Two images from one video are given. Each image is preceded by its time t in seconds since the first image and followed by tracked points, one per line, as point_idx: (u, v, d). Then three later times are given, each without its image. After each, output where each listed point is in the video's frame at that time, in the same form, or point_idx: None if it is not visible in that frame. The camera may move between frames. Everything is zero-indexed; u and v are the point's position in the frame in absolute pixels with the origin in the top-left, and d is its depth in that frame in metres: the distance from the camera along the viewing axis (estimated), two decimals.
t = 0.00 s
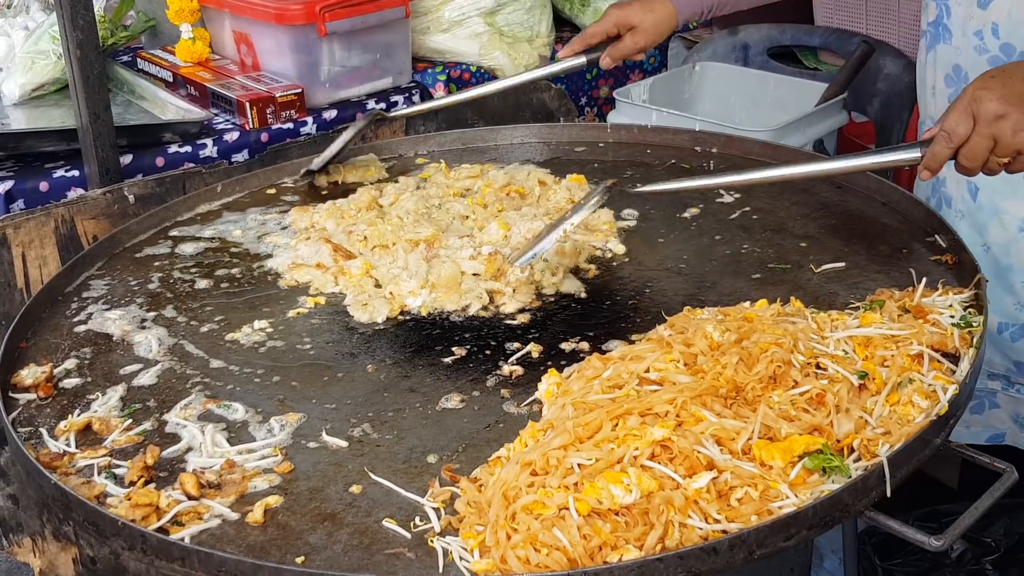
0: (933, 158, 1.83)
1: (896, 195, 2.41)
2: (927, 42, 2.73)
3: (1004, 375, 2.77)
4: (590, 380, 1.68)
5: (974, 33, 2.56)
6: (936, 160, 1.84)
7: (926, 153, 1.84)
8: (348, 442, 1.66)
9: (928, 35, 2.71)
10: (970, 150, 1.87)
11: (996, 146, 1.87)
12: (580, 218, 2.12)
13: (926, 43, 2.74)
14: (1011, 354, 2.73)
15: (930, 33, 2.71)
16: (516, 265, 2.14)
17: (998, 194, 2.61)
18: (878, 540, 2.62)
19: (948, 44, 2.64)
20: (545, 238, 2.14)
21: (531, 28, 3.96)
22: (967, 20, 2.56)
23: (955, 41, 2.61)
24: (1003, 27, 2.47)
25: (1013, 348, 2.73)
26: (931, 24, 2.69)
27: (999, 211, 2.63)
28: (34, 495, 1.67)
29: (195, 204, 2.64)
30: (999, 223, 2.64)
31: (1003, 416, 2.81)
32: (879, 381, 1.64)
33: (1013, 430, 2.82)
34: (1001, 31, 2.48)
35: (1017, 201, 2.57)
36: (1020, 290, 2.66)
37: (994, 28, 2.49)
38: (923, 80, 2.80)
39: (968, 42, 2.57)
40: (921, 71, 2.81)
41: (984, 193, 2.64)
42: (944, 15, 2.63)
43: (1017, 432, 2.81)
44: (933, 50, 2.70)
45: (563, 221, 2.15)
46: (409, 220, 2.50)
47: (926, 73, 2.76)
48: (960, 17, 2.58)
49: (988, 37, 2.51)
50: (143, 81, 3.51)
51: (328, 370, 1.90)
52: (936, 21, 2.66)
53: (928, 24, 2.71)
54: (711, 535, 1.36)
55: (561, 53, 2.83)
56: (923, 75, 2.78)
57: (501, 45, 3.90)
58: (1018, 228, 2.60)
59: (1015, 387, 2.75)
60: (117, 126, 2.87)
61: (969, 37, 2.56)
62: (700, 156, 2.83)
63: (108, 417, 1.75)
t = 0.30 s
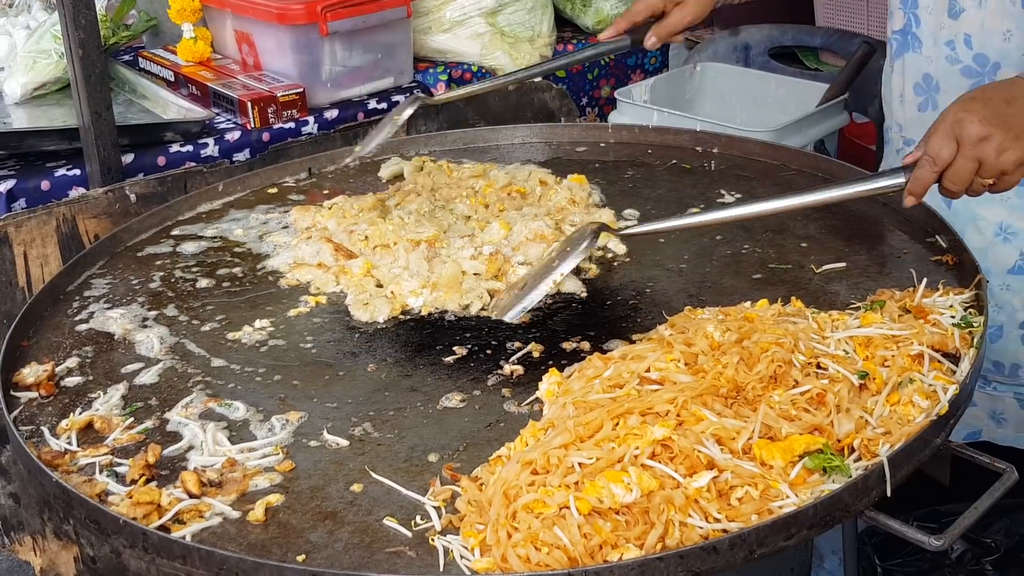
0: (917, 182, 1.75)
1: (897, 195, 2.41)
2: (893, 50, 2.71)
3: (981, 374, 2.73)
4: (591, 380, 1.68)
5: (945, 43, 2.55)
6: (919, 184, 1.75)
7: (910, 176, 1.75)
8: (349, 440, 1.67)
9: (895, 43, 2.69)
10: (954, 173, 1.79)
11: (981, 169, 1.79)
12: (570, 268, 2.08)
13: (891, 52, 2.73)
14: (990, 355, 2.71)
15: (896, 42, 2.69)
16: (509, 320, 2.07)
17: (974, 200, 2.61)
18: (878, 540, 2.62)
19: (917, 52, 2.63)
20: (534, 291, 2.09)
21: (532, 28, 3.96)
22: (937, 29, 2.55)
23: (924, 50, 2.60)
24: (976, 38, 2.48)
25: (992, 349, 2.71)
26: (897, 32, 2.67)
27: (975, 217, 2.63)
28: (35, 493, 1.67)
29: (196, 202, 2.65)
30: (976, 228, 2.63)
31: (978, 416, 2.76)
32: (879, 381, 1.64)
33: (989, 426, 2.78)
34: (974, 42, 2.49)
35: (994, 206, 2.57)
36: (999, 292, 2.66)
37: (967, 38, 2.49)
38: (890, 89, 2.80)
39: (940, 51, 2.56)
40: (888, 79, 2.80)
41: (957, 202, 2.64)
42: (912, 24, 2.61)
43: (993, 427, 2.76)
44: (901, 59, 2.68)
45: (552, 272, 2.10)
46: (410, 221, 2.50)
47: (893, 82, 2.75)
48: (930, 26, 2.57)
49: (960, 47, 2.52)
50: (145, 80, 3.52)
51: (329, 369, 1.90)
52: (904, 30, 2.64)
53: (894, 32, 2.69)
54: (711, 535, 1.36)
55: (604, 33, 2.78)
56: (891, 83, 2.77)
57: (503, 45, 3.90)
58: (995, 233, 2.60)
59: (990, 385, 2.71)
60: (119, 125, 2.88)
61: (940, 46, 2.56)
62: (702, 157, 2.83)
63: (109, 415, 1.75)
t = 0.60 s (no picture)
0: (849, 190, 1.77)
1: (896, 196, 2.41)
2: (873, 49, 2.72)
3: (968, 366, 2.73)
4: (591, 379, 1.68)
5: (923, 43, 2.56)
6: (851, 191, 1.77)
7: (843, 184, 1.77)
8: (349, 440, 1.67)
9: (875, 43, 2.70)
10: (882, 181, 1.77)
11: (909, 176, 1.75)
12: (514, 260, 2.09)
13: (871, 52, 2.74)
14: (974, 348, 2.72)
15: (878, 42, 2.70)
16: (454, 307, 2.13)
17: (957, 196, 2.61)
18: (877, 539, 2.62)
19: (896, 52, 2.64)
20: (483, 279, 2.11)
21: (532, 27, 3.96)
22: (916, 30, 2.56)
23: (903, 49, 2.61)
24: (953, 39, 2.48)
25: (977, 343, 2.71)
26: (877, 33, 2.68)
27: (960, 212, 2.63)
28: (35, 492, 1.67)
29: (197, 202, 2.65)
30: (960, 224, 2.64)
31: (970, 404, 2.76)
32: (879, 380, 1.64)
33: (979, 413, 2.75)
34: (952, 42, 2.49)
35: (977, 202, 2.58)
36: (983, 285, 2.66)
37: (945, 39, 2.49)
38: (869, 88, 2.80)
39: (918, 51, 2.57)
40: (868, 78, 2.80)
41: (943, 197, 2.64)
42: (891, 24, 2.62)
43: (983, 416, 2.74)
44: (880, 58, 2.69)
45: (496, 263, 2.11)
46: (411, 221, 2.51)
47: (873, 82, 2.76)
48: (909, 27, 2.58)
49: (938, 47, 2.52)
50: (145, 79, 3.52)
51: (329, 369, 1.90)
52: (883, 30, 2.66)
53: (874, 32, 2.70)
54: (711, 534, 1.36)
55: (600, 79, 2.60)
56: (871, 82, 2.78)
57: (503, 45, 3.90)
58: (979, 228, 2.60)
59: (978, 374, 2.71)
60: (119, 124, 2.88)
61: (919, 47, 2.56)
62: (702, 156, 2.83)
63: (109, 414, 1.75)
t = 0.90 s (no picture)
0: (817, 188, 1.79)
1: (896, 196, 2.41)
2: (877, 38, 2.73)
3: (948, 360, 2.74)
4: (590, 378, 1.68)
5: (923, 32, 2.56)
6: (819, 190, 1.79)
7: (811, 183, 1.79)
8: (349, 439, 1.67)
9: (879, 31, 2.71)
10: (850, 181, 1.78)
11: (873, 176, 1.76)
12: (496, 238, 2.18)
13: (875, 40, 2.74)
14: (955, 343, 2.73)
15: (881, 29, 2.70)
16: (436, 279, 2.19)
17: (944, 190, 2.61)
18: (876, 539, 2.62)
19: (898, 41, 2.64)
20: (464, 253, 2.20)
21: (532, 27, 3.97)
22: (916, 19, 2.56)
23: (904, 38, 2.62)
24: (951, 29, 2.48)
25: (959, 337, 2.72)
26: (881, 21, 2.69)
27: (946, 206, 2.63)
28: (33, 492, 1.67)
29: (196, 201, 2.65)
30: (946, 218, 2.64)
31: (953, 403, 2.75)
32: (878, 380, 1.65)
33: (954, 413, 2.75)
34: (949, 32, 2.49)
35: (962, 196, 2.58)
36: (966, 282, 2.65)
37: (942, 29, 2.49)
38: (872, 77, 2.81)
39: (917, 41, 2.57)
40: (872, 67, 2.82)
41: (929, 191, 2.65)
42: (894, 13, 2.63)
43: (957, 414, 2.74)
44: (883, 47, 2.70)
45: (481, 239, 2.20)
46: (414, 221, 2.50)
47: (875, 70, 2.77)
48: (910, 15, 2.58)
49: (936, 37, 2.52)
50: (144, 79, 3.52)
51: (329, 368, 1.90)
52: (887, 18, 2.66)
53: (878, 21, 2.71)
54: (710, 533, 1.36)
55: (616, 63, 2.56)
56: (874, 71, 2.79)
57: (503, 45, 3.90)
58: (964, 223, 2.60)
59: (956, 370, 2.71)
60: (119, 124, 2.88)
61: (918, 36, 2.57)
62: (701, 156, 2.83)
63: (108, 414, 1.75)
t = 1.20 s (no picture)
0: (854, 200, 1.80)
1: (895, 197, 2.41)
2: (897, 38, 2.71)
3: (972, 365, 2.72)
4: (589, 380, 1.68)
5: (947, 33, 2.55)
6: (856, 202, 1.80)
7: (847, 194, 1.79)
8: (348, 440, 1.67)
9: (901, 31, 2.69)
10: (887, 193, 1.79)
11: (911, 189, 1.77)
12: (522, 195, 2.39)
13: (896, 40, 2.73)
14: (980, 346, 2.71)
15: (902, 30, 2.69)
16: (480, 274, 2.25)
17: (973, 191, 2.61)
18: (876, 540, 2.62)
19: (921, 42, 2.63)
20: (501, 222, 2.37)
21: (531, 28, 3.97)
22: (940, 19, 2.55)
23: (928, 39, 2.61)
24: (979, 29, 2.48)
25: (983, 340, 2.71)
26: (903, 21, 2.67)
27: (974, 208, 2.63)
28: (33, 493, 1.67)
29: (195, 203, 2.65)
30: (974, 219, 2.64)
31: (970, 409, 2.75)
32: (877, 381, 1.65)
33: (980, 419, 2.75)
34: (977, 32, 2.49)
35: (993, 197, 2.57)
36: (992, 285, 2.65)
37: (970, 29, 2.49)
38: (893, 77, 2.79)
39: (942, 41, 2.57)
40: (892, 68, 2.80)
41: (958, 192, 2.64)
42: (916, 13, 2.62)
43: (985, 421, 2.73)
44: (905, 47, 2.68)
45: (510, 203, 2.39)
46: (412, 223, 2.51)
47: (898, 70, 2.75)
48: (932, 15, 2.57)
49: (962, 37, 2.52)
50: (144, 80, 3.52)
51: (328, 369, 1.90)
52: (909, 18, 2.64)
53: (899, 21, 2.69)
54: (709, 535, 1.36)
55: (662, 46, 2.58)
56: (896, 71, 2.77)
57: (502, 46, 3.91)
58: (993, 224, 2.60)
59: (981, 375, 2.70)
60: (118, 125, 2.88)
61: (943, 37, 2.56)
62: (701, 158, 2.83)
63: (108, 415, 1.76)
